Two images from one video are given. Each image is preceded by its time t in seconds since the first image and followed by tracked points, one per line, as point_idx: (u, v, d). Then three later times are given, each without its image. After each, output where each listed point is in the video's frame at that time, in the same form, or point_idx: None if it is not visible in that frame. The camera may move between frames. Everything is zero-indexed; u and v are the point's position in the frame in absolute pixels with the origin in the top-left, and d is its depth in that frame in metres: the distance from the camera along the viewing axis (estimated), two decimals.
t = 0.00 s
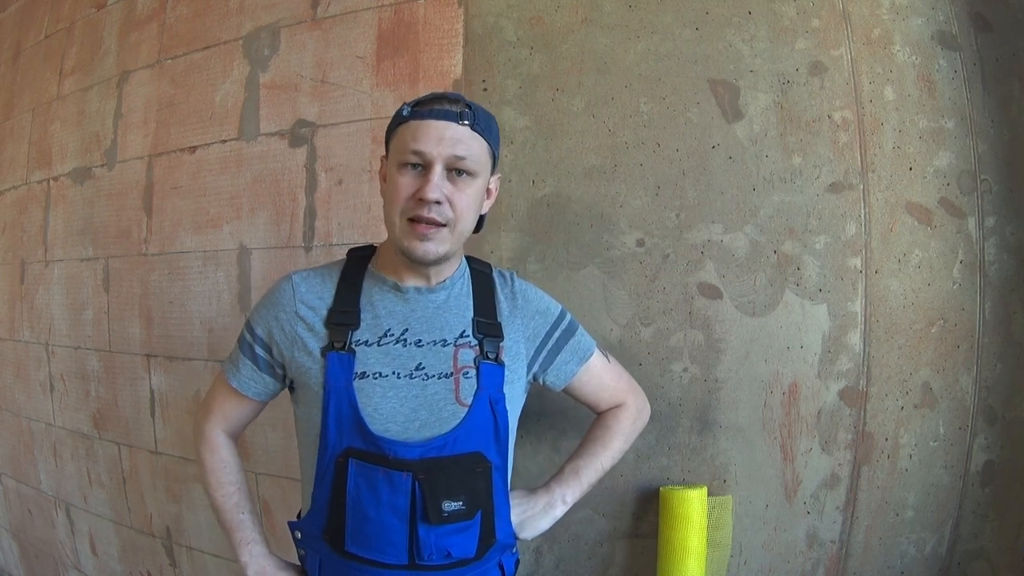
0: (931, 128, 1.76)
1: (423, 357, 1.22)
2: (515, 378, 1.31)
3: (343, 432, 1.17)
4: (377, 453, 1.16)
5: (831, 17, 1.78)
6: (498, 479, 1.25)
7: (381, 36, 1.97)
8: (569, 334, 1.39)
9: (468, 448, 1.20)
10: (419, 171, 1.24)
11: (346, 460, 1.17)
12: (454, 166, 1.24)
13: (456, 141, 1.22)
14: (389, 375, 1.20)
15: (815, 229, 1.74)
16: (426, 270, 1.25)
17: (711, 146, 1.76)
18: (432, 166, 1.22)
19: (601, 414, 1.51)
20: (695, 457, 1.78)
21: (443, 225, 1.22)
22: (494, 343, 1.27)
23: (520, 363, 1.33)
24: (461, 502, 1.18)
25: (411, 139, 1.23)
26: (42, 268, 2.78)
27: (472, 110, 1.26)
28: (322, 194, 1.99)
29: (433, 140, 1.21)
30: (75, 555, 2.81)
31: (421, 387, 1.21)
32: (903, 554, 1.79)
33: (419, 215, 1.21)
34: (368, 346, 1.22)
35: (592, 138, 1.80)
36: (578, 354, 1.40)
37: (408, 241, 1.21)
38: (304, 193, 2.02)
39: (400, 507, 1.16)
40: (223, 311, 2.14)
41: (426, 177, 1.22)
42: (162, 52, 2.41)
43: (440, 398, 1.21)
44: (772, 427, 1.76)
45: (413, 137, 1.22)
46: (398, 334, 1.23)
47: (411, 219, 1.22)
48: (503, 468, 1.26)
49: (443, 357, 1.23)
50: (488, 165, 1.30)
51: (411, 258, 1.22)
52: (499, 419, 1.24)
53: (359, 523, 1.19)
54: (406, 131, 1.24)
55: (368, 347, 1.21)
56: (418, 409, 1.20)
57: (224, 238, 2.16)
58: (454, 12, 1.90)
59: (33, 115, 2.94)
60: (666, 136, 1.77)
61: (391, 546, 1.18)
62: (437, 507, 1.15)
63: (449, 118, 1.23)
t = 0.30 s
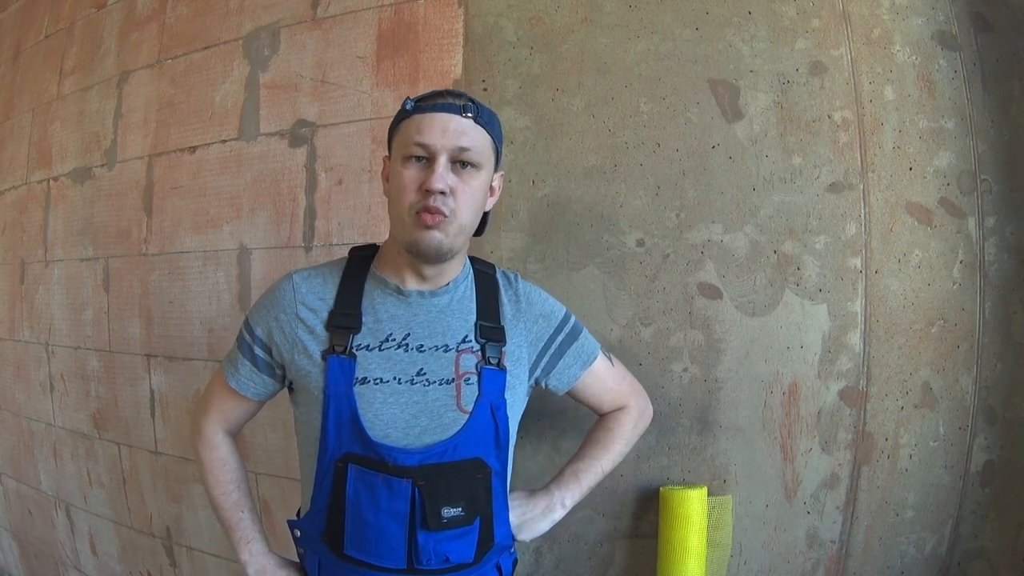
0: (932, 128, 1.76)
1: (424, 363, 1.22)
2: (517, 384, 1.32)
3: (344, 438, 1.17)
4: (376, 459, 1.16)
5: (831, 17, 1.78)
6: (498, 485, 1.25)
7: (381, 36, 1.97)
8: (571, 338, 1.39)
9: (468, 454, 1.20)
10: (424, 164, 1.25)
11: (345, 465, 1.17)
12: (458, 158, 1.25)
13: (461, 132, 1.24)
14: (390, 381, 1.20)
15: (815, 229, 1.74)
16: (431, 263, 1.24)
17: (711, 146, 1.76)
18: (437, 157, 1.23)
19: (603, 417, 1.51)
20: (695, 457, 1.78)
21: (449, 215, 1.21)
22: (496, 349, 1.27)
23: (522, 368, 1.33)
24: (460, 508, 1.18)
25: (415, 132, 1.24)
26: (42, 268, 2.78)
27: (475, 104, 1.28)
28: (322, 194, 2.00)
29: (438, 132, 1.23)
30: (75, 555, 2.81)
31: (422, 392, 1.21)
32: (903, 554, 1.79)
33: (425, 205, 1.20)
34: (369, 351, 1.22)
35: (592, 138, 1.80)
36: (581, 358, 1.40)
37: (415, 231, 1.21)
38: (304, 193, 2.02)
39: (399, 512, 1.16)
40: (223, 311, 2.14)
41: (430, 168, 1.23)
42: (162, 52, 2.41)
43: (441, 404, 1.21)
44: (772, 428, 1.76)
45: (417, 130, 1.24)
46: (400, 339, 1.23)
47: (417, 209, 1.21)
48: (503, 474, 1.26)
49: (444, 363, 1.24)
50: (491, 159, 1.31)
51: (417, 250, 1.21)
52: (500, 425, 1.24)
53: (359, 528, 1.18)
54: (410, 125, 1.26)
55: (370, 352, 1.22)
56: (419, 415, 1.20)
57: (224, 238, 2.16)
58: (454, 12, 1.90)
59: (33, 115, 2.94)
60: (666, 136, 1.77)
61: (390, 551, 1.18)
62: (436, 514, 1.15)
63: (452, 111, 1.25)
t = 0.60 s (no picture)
0: (932, 128, 1.76)
1: (425, 359, 1.23)
2: (516, 380, 1.32)
3: (347, 435, 1.17)
4: (381, 456, 1.16)
5: (831, 17, 1.78)
6: (501, 480, 1.25)
7: (381, 36, 1.97)
8: (566, 335, 1.40)
9: (472, 449, 1.20)
10: (411, 170, 1.24)
11: (349, 463, 1.17)
12: (445, 163, 1.24)
13: (446, 137, 1.23)
14: (391, 377, 1.20)
15: (815, 229, 1.74)
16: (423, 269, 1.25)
17: (711, 146, 1.76)
18: (423, 163, 1.22)
19: (599, 414, 1.52)
20: (695, 457, 1.78)
21: (437, 221, 1.21)
22: (495, 345, 1.27)
23: (521, 364, 1.34)
24: (466, 503, 1.18)
25: (401, 139, 1.24)
26: (42, 268, 2.78)
27: (462, 105, 1.26)
28: (322, 194, 2.00)
29: (423, 138, 1.22)
30: (75, 555, 2.81)
31: (423, 388, 1.21)
32: (903, 554, 1.79)
33: (412, 213, 1.21)
34: (370, 349, 1.22)
35: (592, 138, 1.80)
36: (575, 354, 1.40)
37: (403, 239, 1.21)
38: (304, 193, 2.02)
39: (405, 509, 1.16)
40: (223, 311, 2.14)
41: (417, 175, 1.22)
42: (162, 52, 2.41)
43: (443, 399, 1.21)
44: (772, 427, 1.76)
45: (403, 137, 1.24)
46: (400, 335, 1.23)
47: (405, 216, 1.22)
48: (506, 469, 1.26)
49: (445, 359, 1.24)
50: (481, 160, 1.30)
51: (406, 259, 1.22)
52: (502, 419, 1.24)
53: (364, 526, 1.18)
54: (397, 132, 1.25)
55: (370, 349, 1.22)
56: (421, 411, 1.20)
57: (224, 238, 2.16)
58: (454, 12, 1.90)
59: (33, 115, 2.94)
60: (666, 136, 1.77)
61: (396, 549, 1.18)
62: (443, 509, 1.15)
63: (438, 116, 1.24)
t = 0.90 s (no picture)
0: (931, 128, 1.76)
1: (429, 362, 1.23)
2: (515, 380, 1.34)
3: (353, 440, 1.16)
4: (388, 459, 1.15)
5: (831, 17, 1.78)
6: (504, 480, 1.27)
7: (381, 36, 1.97)
8: (558, 336, 1.44)
9: (477, 451, 1.21)
10: (398, 170, 1.25)
11: (356, 468, 1.16)
12: (430, 161, 1.24)
13: (430, 135, 1.23)
14: (396, 381, 1.20)
15: (815, 229, 1.74)
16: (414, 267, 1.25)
17: (711, 146, 1.76)
18: (408, 162, 1.23)
19: (585, 414, 1.55)
20: (695, 457, 1.78)
21: (422, 218, 1.21)
22: (495, 346, 1.29)
23: (519, 365, 1.36)
24: (474, 504, 1.19)
25: (388, 140, 1.26)
26: (42, 268, 2.78)
27: (449, 104, 1.26)
28: (322, 194, 2.00)
29: (408, 137, 1.23)
30: (75, 555, 2.81)
31: (428, 391, 1.21)
32: (903, 554, 1.79)
33: (397, 211, 1.21)
34: (374, 352, 1.21)
35: (592, 138, 1.80)
36: (567, 354, 1.45)
37: (391, 237, 1.22)
38: (304, 193, 2.02)
39: (414, 512, 1.16)
40: (223, 311, 2.14)
41: (402, 174, 1.23)
42: (162, 52, 2.41)
43: (448, 402, 1.22)
44: (772, 427, 1.76)
45: (389, 138, 1.25)
46: (404, 338, 1.23)
47: (391, 216, 1.22)
48: (509, 470, 1.29)
49: (448, 361, 1.24)
50: (470, 157, 1.29)
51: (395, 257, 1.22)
52: (504, 419, 1.27)
53: (371, 532, 1.17)
54: (385, 135, 1.27)
55: (374, 352, 1.21)
56: (426, 414, 1.20)
57: (224, 238, 2.16)
58: (454, 12, 1.90)
59: (33, 115, 2.94)
60: (666, 136, 1.77)
61: (404, 553, 1.17)
62: (453, 510, 1.16)
63: (423, 115, 1.24)
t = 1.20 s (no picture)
0: (931, 128, 1.76)
1: (435, 359, 1.23)
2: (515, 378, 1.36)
3: (361, 438, 1.15)
4: (397, 457, 1.15)
5: (831, 17, 1.77)
6: (507, 479, 1.29)
7: (381, 36, 1.97)
8: (551, 336, 1.47)
9: (484, 448, 1.22)
10: (397, 164, 1.26)
11: (363, 466, 1.14)
12: (429, 153, 1.25)
13: (428, 128, 1.25)
14: (403, 377, 1.20)
15: (815, 229, 1.74)
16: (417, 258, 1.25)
17: (711, 146, 1.76)
18: (407, 154, 1.24)
19: (572, 415, 1.58)
20: (695, 457, 1.78)
21: (423, 208, 1.22)
22: (498, 345, 1.30)
23: (519, 363, 1.38)
24: (481, 502, 1.19)
25: (386, 135, 1.27)
26: (42, 268, 2.78)
27: (445, 100, 1.29)
28: (322, 194, 2.00)
29: (406, 130, 1.25)
30: (75, 555, 2.81)
31: (435, 388, 1.21)
32: (902, 554, 1.79)
33: (398, 203, 1.22)
34: (380, 348, 1.21)
35: (593, 139, 1.80)
36: (559, 355, 1.48)
37: (392, 229, 1.22)
38: (304, 193, 2.02)
39: (423, 511, 1.15)
40: (223, 311, 2.14)
41: (401, 166, 1.24)
42: (162, 52, 2.41)
43: (454, 399, 1.22)
44: (772, 427, 1.76)
45: (388, 132, 1.27)
46: (409, 334, 1.23)
47: (392, 207, 1.23)
48: (512, 469, 1.30)
49: (453, 358, 1.25)
50: (467, 150, 1.31)
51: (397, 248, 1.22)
52: (508, 417, 1.29)
53: (378, 533, 1.15)
54: (383, 131, 1.29)
55: (380, 348, 1.21)
56: (433, 410, 1.20)
57: (224, 238, 2.16)
58: (454, 12, 1.90)
59: (33, 115, 2.94)
60: (666, 136, 1.77)
61: (412, 553, 1.16)
62: (461, 508, 1.16)
63: (420, 109, 1.27)
